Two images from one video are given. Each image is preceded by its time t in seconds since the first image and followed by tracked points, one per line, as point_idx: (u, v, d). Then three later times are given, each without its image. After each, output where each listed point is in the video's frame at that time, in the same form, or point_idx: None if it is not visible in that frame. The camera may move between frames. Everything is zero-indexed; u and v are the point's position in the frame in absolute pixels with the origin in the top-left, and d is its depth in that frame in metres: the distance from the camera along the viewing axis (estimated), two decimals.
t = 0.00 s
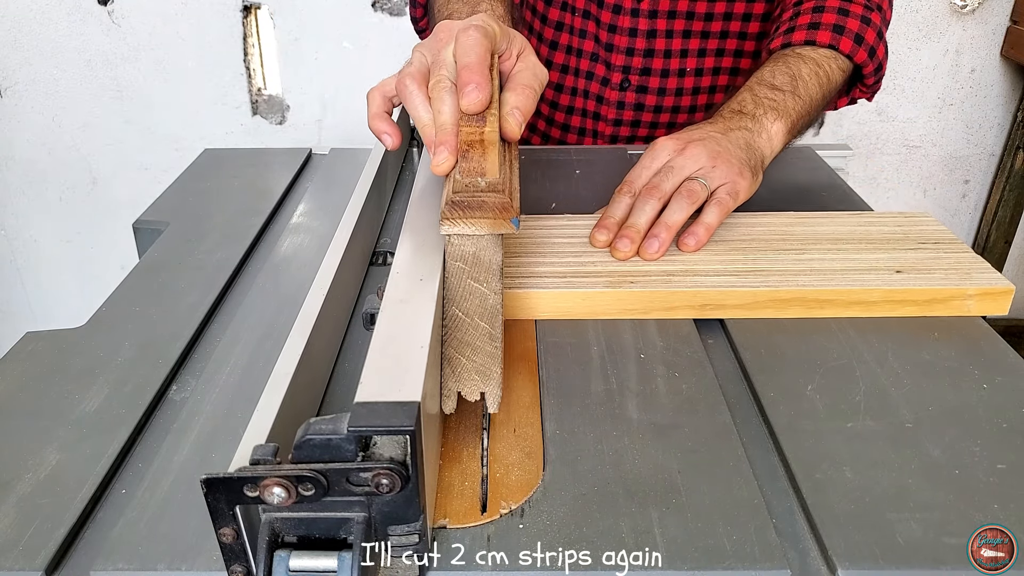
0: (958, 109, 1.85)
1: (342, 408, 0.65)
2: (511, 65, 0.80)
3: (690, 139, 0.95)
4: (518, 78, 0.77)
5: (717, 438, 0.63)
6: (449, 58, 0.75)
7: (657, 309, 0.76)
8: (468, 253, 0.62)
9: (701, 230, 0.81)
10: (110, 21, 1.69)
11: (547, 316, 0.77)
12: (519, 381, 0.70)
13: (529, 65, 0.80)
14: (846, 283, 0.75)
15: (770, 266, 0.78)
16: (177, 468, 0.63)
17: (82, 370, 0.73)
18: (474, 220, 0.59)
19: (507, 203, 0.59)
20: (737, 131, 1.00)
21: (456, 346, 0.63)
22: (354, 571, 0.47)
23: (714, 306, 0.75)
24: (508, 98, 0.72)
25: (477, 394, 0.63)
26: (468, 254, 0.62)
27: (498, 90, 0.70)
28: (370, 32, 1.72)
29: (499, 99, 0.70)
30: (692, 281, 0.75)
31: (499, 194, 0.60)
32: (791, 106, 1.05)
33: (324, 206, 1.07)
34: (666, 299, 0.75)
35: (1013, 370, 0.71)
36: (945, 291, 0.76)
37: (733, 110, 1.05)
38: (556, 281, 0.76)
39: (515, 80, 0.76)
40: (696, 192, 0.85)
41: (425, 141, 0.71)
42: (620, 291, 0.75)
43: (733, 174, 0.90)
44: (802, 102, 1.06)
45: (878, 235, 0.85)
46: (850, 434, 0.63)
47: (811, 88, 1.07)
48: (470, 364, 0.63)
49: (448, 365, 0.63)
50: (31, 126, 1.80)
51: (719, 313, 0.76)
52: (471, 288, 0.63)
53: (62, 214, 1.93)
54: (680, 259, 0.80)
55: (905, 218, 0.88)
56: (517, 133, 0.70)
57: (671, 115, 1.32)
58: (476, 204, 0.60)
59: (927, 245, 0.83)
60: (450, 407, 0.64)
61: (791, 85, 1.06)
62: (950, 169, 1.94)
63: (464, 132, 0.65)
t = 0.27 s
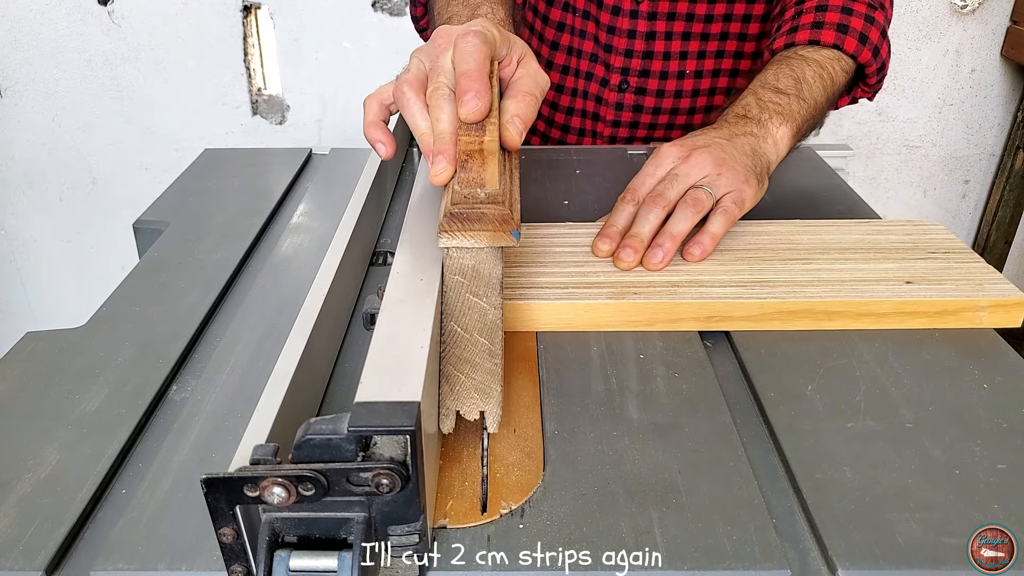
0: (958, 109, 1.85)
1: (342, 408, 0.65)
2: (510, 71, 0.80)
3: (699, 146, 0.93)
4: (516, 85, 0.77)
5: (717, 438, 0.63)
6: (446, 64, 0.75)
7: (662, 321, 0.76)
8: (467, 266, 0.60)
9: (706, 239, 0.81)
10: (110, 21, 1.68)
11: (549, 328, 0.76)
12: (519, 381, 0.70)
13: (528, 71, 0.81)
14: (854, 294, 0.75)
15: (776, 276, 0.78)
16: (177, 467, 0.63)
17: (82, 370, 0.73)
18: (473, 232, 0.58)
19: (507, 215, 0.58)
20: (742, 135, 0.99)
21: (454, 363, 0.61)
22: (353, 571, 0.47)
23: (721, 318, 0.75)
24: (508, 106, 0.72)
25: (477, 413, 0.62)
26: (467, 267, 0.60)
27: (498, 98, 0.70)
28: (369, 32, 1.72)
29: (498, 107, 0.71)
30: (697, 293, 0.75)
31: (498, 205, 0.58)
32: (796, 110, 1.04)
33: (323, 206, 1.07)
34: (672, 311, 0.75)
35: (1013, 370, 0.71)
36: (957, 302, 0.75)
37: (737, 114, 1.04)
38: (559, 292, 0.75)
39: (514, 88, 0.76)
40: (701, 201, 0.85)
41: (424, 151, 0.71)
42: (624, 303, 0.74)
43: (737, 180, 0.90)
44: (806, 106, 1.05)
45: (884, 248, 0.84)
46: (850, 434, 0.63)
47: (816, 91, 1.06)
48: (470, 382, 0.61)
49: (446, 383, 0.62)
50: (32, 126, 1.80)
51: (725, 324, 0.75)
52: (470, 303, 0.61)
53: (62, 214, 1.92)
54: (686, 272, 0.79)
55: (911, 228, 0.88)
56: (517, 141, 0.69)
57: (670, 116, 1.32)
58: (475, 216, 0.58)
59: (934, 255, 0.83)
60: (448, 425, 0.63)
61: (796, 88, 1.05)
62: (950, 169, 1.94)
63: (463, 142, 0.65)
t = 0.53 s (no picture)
0: (958, 109, 1.85)
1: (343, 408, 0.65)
2: (512, 82, 0.79)
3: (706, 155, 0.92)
4: (519, 96, 0.74)
5: (717, 438, 0.63)
6: (445, 75, 0.72)
7: (668, 342, 0.73)
8: (465, 287, 0.57)
9: (715, 255, 0.79)
10: (110, 21, 1.68)
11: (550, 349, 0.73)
12: (519, 381, 0.70)
13: (530, 81, 0.78)
14: (868, 313, 0.72)
15: (785, 294, 0.75)
16: (177, 467, 0.63)
17: (83, 370, 0.73)
18: (473, 253, 0.55)
19: (507, 234, 0.56)
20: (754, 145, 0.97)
21: (452, 392, 0.57)
22: (354, 570, 0.47)
23: (729, 339, 0.72)
24: (508, 118, 0.69)
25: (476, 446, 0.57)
26: (466, 289, 0.57)
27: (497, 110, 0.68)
28: (369, 32, 1.72)
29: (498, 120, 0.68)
30: (704, 311, 0.73)
31: (498, 223, 0.56)
32: (806, 118, 1.03)
33: (323, 206, 1.07)
34: (678, 331, 0.72)
35: (1014, 370, 0.71)
36: (976, 322, 0.72)
37: (746, 124, 1.02)
38: (561, 313, 0.73)
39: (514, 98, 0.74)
40: (710, 215, 0.83)
41: (423, 167, 0.69)
42: (630, 323, 0.72)
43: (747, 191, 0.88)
44: (815, 114, 1.04)
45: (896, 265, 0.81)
46: (850, 434, 0.63)
47: (824, 98, 1.05)
48: (468, 413, 0.57)
49: (443, 413, 0.57)
50: (32, 126, 1.79)
51: (735, 345, 0.73)
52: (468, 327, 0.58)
53: (62, 213, 1.92)
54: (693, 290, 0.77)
55: (923, 244, 0.85)
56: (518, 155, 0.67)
57: (667, 120, 1.32)
58: (474, 236, 0.56)
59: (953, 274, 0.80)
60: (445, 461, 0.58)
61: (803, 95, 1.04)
62: (950, 169, 1.94)
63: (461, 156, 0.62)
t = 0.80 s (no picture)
0: (960, 108, 1.85)
1: (344, 408, 0.65)
2: (512, 104, 0.70)
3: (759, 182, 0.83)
4: (522, 120, 0.66)
5: (718, 438, 0.63)
6: (439, 97, 0.64)
7: (691, 381, 0.67)
8: (462, 336, 0.51)
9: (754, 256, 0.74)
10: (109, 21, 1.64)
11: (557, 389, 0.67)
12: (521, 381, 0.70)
13: (533, 103, 0.70)
14: (900, 346, 0.66)
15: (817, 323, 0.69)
16: (178, 467, 0.63)
17: (82, 370, 0.73)
18: (469, 298, 0.48)
19: (509, 277, 0.48)
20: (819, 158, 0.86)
21: (447, 456, 0.49)
22: (355, 570, 0.47)
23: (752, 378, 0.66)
24: (509, 144, 0.61)
25: (473, 518, 0.49)
26: (463, 337, 0.50)
27: (497, 136, 0.60)
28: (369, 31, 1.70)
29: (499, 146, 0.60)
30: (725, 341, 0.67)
31: (497, 265, 0.48)
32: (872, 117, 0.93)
33: (323, 206, 1.06)
34: (699, 368, 0.66)
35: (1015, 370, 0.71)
36: (1016, 354, 0.67)
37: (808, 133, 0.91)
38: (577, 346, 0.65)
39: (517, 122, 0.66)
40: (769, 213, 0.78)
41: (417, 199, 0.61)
42: (647, 360, 0.64)
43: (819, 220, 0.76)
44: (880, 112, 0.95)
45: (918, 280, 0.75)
46: (851, 434, 0.63)
47: (882, 90, 0.97)
48: (465, 481, 0.48)
49: (435, 480, 0.49)
50: (31, 126, 1.75)
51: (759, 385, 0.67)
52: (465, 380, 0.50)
53: (61, 213, 1.88)
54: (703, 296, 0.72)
55: (954, 263, 0.78)
56: (520, 186, 0.58)
57: (661, 121, 1.33)
58: (472, 279, 0.48)
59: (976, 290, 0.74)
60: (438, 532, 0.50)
61: (863, 94, 0.96)
62: (952, 169, 1.94)
63: (457, 189, 0.55)
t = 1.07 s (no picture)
0: (959, 108, 1.85)
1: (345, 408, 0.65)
2: (513, 134, 0.62)
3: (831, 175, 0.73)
4: (522, 150, 0.58)
5: (719, 437, 0.63)
6: (429, 129, 0.56)
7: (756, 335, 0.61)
8: (455, 408, 0.41)
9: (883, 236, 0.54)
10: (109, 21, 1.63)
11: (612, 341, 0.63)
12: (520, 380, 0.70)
13: (536, 132, 0.61)
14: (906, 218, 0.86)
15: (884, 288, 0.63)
16: (178, 467, 0.63)
17: (83, 370, 0.73)
18: (464, 366, 0.39)
19: (512, 340, 0.40)
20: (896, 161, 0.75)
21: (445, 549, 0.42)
22: (356, 569, 0.47)
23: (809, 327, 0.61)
24: (508, 180, 0.54)
25: None
26: (457, 410, 0.41)
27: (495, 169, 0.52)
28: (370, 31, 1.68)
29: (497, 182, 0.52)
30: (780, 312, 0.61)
31: (496, 325, 0.40)
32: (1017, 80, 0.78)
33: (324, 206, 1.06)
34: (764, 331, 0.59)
35: (1015, 369, 0.71)
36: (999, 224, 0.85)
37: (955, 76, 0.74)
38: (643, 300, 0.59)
39: (517, 153, 0.58)
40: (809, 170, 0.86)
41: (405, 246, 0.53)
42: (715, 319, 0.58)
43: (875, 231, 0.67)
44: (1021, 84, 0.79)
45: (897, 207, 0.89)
46: (851, 434, 0.63)
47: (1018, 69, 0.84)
48: None
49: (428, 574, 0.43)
50: (31, 126, 1.75)
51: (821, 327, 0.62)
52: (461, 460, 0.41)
53: (61, 213, 1.87)
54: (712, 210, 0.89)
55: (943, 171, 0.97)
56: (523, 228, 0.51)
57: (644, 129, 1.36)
58: (466, 342, 0.40)
59: (942, 217, 0.86)
60: None
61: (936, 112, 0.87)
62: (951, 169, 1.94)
63: (450, 234, 0.47)
